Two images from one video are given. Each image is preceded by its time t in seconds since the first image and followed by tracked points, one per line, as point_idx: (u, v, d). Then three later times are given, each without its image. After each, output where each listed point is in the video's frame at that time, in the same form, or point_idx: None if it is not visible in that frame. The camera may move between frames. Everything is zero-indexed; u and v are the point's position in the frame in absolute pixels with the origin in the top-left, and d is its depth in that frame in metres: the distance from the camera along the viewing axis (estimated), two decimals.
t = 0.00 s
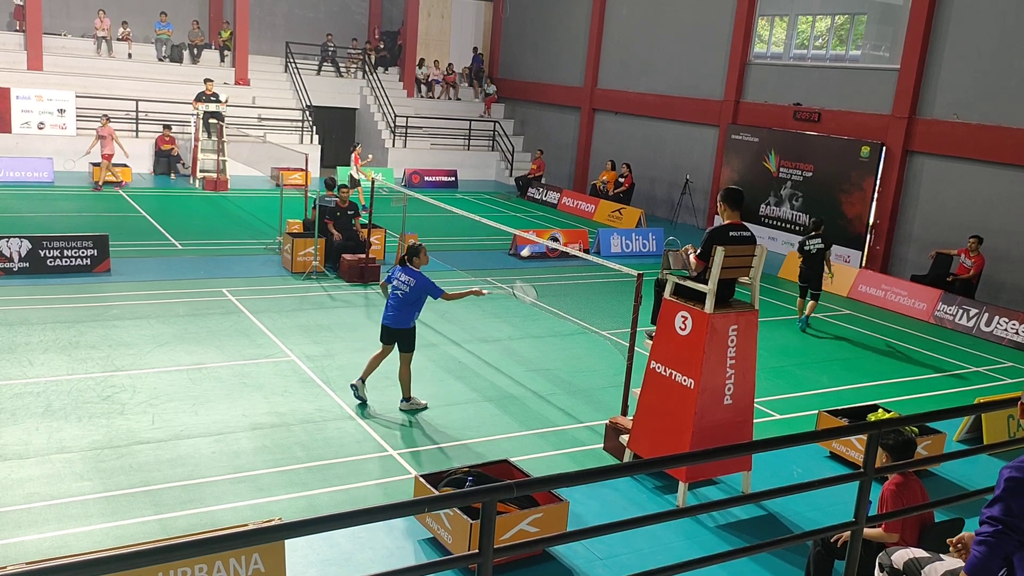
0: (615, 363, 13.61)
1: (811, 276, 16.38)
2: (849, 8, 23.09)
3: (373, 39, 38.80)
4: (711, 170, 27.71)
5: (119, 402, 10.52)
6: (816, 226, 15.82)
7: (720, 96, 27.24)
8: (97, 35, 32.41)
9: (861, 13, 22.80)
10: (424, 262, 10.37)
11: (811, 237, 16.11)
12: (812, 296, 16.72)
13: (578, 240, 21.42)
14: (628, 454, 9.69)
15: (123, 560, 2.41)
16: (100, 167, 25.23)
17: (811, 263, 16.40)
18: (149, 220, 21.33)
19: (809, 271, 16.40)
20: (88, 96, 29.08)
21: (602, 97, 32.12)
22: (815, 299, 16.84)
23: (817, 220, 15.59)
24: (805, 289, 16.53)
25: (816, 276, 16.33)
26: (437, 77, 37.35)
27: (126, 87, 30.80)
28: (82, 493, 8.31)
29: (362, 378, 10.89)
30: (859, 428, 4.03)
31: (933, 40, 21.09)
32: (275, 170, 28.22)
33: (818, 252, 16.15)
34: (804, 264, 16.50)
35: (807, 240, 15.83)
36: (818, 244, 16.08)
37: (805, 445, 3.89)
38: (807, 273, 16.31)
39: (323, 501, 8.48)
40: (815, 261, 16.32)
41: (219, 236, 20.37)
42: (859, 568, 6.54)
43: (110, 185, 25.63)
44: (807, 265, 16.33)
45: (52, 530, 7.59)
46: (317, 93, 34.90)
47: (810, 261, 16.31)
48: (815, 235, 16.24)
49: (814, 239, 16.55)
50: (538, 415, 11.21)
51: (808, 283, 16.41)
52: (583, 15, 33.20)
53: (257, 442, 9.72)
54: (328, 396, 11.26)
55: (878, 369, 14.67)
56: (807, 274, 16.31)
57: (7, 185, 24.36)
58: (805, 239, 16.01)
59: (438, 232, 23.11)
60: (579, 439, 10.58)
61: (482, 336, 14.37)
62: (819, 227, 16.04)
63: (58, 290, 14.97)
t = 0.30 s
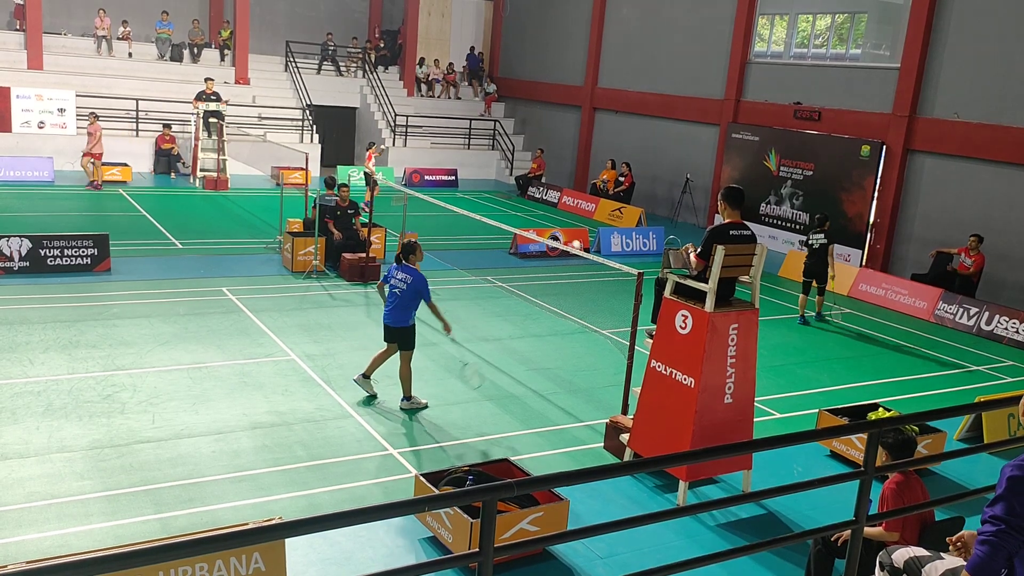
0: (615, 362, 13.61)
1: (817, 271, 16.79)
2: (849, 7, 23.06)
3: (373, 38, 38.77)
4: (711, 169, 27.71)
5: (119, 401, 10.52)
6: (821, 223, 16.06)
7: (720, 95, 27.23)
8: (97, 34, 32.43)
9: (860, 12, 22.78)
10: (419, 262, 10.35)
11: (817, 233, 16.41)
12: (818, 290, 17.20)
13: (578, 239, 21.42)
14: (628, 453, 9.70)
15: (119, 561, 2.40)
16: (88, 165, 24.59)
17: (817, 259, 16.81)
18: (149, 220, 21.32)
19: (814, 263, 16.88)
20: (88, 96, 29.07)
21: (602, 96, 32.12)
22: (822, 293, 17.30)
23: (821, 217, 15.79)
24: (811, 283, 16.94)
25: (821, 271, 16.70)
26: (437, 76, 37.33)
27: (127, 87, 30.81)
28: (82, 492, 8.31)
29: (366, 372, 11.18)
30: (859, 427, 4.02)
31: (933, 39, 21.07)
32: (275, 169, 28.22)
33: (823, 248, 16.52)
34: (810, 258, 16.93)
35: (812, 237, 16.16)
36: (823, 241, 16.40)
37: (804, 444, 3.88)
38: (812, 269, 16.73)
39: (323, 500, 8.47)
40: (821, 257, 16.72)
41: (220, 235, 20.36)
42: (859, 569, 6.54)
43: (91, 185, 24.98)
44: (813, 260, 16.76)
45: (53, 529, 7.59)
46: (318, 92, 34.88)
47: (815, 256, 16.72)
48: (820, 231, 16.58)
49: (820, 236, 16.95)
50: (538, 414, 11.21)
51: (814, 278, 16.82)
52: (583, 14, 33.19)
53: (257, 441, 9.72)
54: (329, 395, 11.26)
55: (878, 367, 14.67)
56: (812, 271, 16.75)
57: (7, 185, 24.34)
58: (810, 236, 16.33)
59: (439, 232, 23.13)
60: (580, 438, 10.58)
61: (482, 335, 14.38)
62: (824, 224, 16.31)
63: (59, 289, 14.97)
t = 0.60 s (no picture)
0: (616, 360, 13.62)
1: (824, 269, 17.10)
2: (850, 6, 23.04)
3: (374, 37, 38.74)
4: (712, 168, 27.71)
5: (120, 400, 10.52)
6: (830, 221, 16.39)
7: (720, 94, 27.22)
8: (98, 33, 32.44)
9: (861, 10, 22.75)
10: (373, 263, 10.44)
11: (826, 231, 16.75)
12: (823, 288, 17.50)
13: (579, 238, 21.43)
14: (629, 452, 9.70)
15: (115, 560, 2.39)
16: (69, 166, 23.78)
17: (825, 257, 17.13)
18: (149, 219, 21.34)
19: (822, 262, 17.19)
20: (88, 95, 29.06)
21: (602, 95, 32.12)
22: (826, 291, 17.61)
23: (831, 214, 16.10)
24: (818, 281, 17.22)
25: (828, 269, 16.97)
26: (438, 75, 37.30)
27: (128, 86, 30.82)
28: (82, 491, 8.31)
29: (358, 379, 11.18)
30: (860, 426, 4.02)
31: (934, 38, 21.05)
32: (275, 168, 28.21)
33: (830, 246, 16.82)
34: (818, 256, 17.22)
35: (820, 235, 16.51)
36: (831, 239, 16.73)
37: (805, 443, 3.88)
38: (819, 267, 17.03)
39: (323, 499, 8.48)
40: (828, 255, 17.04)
41: (221, 234, 20.41)
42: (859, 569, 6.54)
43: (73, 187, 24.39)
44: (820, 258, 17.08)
45: (53, 528, 7.60)
46: (318, 91, 34.87)
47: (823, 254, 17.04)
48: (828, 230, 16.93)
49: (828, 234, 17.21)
50: (539, 412, 11.21)
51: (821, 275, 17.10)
52: (583, 13, 33.18)
53: (258, 440, 9.72)
54: (329, 394, 11.27)
55: (879, 366, 14.66)
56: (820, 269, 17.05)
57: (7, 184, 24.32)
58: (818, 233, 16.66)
59: (440, 231, 23.14)
60: (580, 437, 10.57)
61: (483, 334, 14.38)
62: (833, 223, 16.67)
63: (59, 288, 14.98)
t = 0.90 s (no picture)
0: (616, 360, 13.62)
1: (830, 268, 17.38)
2: (850, 6, 23.06)
3: (374, 37, 38.74)
4: (712, 168, 27.70)
5: (121, 400, 10.53)
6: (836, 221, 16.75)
7: (721, 94, 27.22)
8: (98, 34, 32.43)
9: (861, 11, 22.77)
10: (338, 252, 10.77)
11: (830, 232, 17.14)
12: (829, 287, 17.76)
13: (579, 238, 21.43)
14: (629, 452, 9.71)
15: (116, 560, 2.40)
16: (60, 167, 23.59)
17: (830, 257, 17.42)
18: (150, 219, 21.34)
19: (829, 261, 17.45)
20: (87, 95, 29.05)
21: (602, 95, 32.14)
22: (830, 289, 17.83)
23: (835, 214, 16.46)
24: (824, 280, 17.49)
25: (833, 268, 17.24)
26: (438, 76, 37.30)
27: (128, 86, 30.83)
28: (83, 491, 8.32)
29: (337, 380, 11.06)
30: (860, 426, 4.02)
31: (934, 39, 21.06)
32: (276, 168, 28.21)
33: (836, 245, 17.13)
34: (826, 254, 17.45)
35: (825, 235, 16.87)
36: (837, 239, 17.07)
37: (805, 443, 3.88)
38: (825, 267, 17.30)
39: (324, 499, 8.48)
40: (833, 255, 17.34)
41: (221, 235, 20.35)
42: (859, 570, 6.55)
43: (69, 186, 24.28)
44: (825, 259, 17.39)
45: (54, 528, 7.60)
46: (319, 92, 34.86)
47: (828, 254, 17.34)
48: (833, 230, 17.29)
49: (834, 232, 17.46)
50: (539, 412, 11.22)
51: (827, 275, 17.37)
52: (583, 13, 33.20)
53: (258, 440, 9.73)
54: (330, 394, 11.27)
55: (880, 367, 14.65)
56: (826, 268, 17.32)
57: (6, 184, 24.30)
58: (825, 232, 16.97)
59: (440, 231, 23.13)
60: (580, 437, 10.57)
61: (483, 335, 14.38)
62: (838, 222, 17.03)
63: (59, 288, 14.98)
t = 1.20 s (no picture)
0: (616, 362, 13.62)
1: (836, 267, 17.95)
2: (850, 7, 23.10)
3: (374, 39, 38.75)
4: (712, 169, 27.71)
5: (120, 402, 10.53)
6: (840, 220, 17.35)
7: (721, 95, 27.24)
8: (98, 35, 32.43)
9: (861, 13, 22.81)
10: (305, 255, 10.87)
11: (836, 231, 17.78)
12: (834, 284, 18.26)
13: (579, 240, 21.43)
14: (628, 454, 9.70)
15: (118, 562, 2.40)
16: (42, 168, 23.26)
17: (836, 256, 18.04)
18: (150, 220, 21.33)
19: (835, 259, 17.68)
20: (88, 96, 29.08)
21: (602, 97, 32.16)
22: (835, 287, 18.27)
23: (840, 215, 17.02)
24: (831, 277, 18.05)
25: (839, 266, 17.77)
26: (438, 77, 37.31)
27: (129, 87, 30.85)
28: (83, 492, 8.32)
29: (291, 380, 10.91)
30: (860, 428, 4.03)
31: (934, 41, 21.08)
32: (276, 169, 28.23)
33: (841, 245, 17.75)
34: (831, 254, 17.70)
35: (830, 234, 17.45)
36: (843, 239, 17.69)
37: (804, 445, 3.88)
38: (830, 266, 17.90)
39: (324, 501, 8.48)
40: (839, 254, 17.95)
41: (221, 236, 20.40)
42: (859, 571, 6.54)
43: (60, 187, 24.11)
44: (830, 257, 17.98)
45: (54, 529, 7.60)
46: (319, 93, 34.87)
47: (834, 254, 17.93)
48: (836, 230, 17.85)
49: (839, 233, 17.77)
50: (538, 414, 11.22)
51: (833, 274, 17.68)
52: (583, 15, 33.23)
53: (259, 441, 9.73)
54: (330, 395, 11.26)
55: (880, 368, 14.64)
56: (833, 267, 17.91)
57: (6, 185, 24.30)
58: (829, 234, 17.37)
59: (440, 232, 23.14)
60: (580, 439, 10.57)
61: (482, 336, 14.38)
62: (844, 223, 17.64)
63: (60, 290, 14.99)
